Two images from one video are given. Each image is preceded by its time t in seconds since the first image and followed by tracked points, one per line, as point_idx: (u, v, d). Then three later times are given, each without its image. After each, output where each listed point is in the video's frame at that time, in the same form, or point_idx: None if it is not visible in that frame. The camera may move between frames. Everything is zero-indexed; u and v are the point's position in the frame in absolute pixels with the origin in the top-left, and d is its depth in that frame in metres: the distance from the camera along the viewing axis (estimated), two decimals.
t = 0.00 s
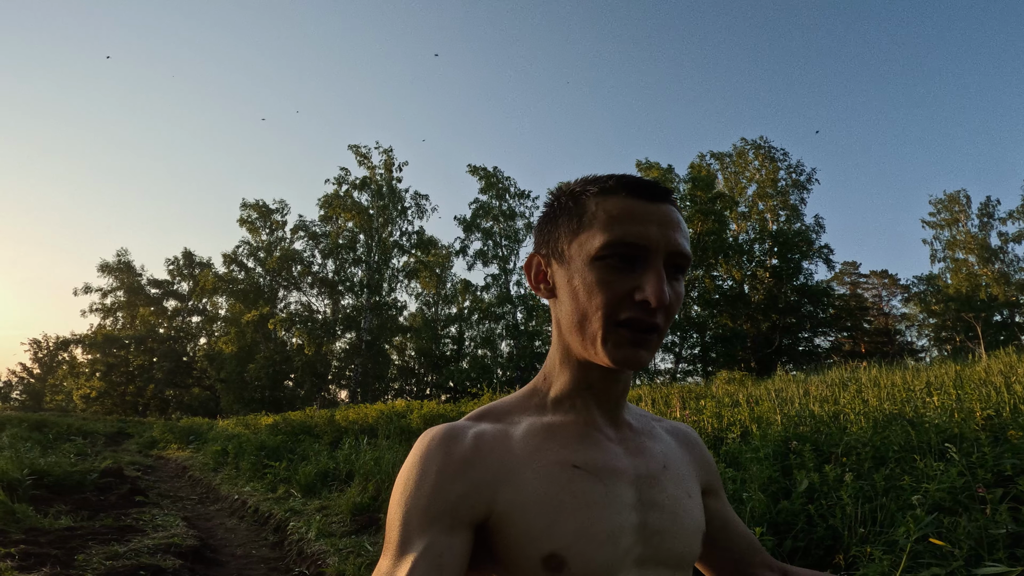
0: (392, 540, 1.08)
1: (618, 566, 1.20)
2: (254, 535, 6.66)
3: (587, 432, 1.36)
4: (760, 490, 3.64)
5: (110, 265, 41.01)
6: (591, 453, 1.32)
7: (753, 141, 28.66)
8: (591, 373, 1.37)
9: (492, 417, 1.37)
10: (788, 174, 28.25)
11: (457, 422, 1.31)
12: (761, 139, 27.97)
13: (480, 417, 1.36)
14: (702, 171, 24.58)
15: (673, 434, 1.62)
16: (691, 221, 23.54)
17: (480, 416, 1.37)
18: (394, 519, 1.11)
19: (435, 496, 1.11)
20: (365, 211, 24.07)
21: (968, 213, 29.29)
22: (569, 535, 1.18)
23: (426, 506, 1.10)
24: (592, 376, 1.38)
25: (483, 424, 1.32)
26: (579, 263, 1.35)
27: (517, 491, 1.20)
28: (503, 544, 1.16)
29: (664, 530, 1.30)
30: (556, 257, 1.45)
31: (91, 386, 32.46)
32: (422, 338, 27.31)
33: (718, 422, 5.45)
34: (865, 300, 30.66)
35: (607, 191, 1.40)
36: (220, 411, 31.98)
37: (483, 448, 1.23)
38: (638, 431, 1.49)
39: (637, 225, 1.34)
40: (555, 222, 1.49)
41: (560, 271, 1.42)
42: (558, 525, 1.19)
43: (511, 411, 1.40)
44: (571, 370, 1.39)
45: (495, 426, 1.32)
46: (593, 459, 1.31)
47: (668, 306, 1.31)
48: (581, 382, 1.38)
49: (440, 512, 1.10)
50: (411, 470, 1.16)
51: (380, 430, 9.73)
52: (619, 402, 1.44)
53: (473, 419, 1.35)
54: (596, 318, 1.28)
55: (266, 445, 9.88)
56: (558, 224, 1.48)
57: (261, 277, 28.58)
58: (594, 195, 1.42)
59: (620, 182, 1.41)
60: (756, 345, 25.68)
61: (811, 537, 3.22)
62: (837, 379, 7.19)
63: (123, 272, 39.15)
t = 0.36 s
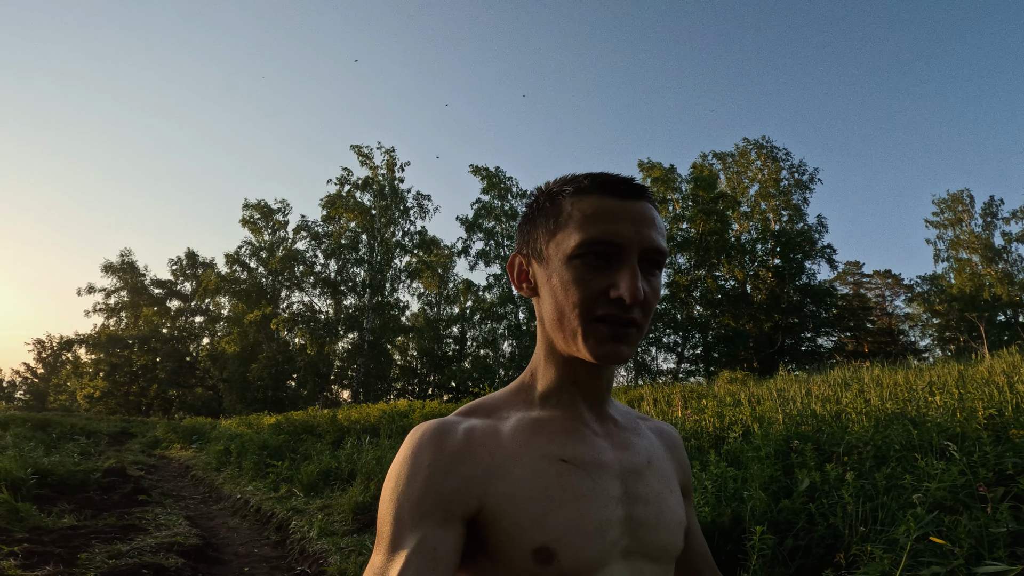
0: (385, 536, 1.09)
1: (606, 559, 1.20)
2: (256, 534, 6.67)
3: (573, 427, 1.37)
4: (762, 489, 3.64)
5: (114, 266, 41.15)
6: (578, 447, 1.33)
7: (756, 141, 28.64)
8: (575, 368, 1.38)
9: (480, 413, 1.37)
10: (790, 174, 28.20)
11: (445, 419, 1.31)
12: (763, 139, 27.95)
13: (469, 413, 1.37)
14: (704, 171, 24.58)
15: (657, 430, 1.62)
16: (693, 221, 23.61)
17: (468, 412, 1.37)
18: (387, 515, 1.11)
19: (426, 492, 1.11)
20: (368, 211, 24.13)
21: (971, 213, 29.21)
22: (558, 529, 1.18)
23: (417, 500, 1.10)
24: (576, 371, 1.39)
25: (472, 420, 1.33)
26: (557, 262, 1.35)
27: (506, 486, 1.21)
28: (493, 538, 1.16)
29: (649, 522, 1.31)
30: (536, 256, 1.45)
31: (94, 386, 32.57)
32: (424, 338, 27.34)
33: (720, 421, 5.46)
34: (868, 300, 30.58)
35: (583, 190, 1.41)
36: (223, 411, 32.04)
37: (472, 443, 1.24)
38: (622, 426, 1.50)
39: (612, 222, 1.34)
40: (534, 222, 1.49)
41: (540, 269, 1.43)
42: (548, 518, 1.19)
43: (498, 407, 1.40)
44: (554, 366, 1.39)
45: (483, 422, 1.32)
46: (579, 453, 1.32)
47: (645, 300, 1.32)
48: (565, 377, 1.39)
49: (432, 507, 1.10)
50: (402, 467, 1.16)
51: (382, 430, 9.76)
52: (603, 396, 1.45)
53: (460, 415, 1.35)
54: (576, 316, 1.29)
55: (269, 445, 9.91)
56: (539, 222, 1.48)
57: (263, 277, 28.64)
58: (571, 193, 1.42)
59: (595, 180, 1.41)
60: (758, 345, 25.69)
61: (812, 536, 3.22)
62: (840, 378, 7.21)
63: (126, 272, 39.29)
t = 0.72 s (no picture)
0: (366, 539, 1.07)
1: (588, 566, 1.18)
2: (256, 535, 6.65)
3: (558, 431, 1.35)
4: (761, 489, 3.62)
5: (115, 266, 41.16)
6: (562, 451, 1.31)
7: (757, 140, 28.56)
8: (561, 371, 1.37)
9: (465, 416, 1.35)
10: (791, 174, 28.13)
11: (430, 421, 1.29)
12: (764, 138, 27.87)
13: (454, 415, 1.35)
14: (705, 171, 24.53)
15: (644, 435, 1.61)
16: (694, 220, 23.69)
17: (453, 414, 1.35)
18: (369, 516, 1.09)
19: (410, 492, 1.10)
20: (368, 211, 24.13)
21: (973, 212, 29.15)
22: (540, 534, 1.17)
23: (399, 502, 1.09)
24: (560, 373, 1.37)
25: (457, 422, 1.31)
26: (542, 264, 1.34)
27: (490, 489, 1.19)
28: (476, 542, 1.14)
29: (633, 529, 1.29)
30: (524, 258, 1.44)
31: (96, 386, 32.58)
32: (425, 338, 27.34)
33: (722, 421, 5.44)
34: (870, 300, 30.51)
35: (571, 190, 1.40)
36: (224, 411, 32.04)
37: (458, 445, 1.22)
38: (608, 430, 1.48)
39: (597, 224, 1.33)
40: (522, 223, 1.49)
41: (527, 271, 1.42)
42: (532, 523, 1.17)
43: (483, 409, 1.38)
44: (539, 367, 1.38)
45: (468, 425, 1.31)
46: (564, 457, 1.30)
47: (628, 303, 1.30)
48: (549, 380, 1.38)
49: (414, 509, 1.09)
50: (385, 468, 1.14)
51: (382, 430, 9.75)
52: (588, 400, 1.44)
53: (445, 417, 1.34)
54: (559, 318, 1.28)
55: (269, 445, 9.91)
56: (526, 224, 1.47)
57: (264, 277, 28.62)
58: (560, 194, 1.41)
59: (583, 181, 1.40)
60: (759, 344, 25.62)
61: (812, 536, 3.21)
62: (841, 377, 7.20)
63: (128, 273, 39.30)
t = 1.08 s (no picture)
0: (373, 538, 1.07)
1: (594, 568, 1.18)
2: (257, 535, 6.65)
3: (563, 432, 1.35)
4: (764, 490, 3.61)
5: (116, 266, 41.15)
6: (568, 452, 1.31)
7: (757, 140, 28.51)
8: (562, 370, 1.37)
9: (472, 416, 1.35)
10: (792, 173, 28.06)
11: (437, 421, 1.29)
12: (765, 138, 27.83)
13: (461, 416, 1.35)
14: (706, 171, 24.51)
15: (653, 438, 1.60)
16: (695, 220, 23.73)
17: (461, 415, 1.35)
18: (375, 517, 1.09)
19: (415, 493, 1.09)
20: (369, 211, 24.12)
21: (974, 212, 29.09)
22: (546, 535, 1.16)
23: (405, 501, 1.08)
24: (563, 372, 1.37)
25: (464, 422, 1.31)
26: (536, 262, 1.35)
27: (496, 490, 1.19)
28: (482, 542, 1.14)
29: (639, 531, 1.28)
30: (524, 258, 1.45)
31: (97, 387, 32.58)
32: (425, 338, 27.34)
33: (723, 421, 5.44)
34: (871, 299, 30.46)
35: (563, 188, 1.40)
36: (225, 411, 32.03)
37: (464, 446, 1.22)
38: (616, 431, 1.48)
39: (586, 216, 1.32)
40: (523, 226, 1.50)
41: (527, 271, 1.43)
42: (538, 524, 1.17)
43: (490, 410, 1.38)
44: (542, 367, 1.38)
45: (475, 425, 1.30)
46: (568, 458, 1.29)
47: (617, 293, 1.28)
48: (552, 380, 1.37)
49: (420, 509, 1.09)
50: (391, 468, 1.14)
51: (383, 430, 9.76)
52: (593, 401, 1.43)
53: (452, 418, 1.33)
54: (553, 315, 1.28)
55: (270, 445, 9.92)
56: (525, 226, 1.49)
57: (265, 278, 28.62)
58: (553, 192, 1.42)
59: (574, 179, 1.41)
60: (760, 344, 25.56)
61: (815, 537, 3.21)
62: (842, 377, 7.18)
63: (129, 273, 39.30)
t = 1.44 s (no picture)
0: (371, 539, 1.06)
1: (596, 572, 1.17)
2: (257, 536, 6.66)
3: (569, 438, 1.34)
4: (764, 491, 3.60)
5: (117, 267, 41.16)
6: (572, 458, 1.30)
7: (758, 140, 28.48)
8: (570, 376, 1.36)
9: (476, 420, 1.34)
10: (792, 173, 28.03)
11: (440, 425, 1.29)
12: (765, 138, 27.80)
13: (465, 419, 1.34)
14: (706, 171, 24.49)
15: (660, 442, 1.59)
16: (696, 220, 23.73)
17: (464, 419, 1.34)
18: (375, 518, 1.09)
19: (415, 497, 1.09)
20: (369, 212, 24.12)
21: (974, 212, 29.06)
22: (547, 540, 1.15)
23: (405, 505, 1.08)
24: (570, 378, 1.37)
25: (467, 426, 1.30)
26: (548, 269, 1.35)
27: (497, 494, 1.18)
28: (482, 546, 1.14)
29: (642, 537, 1.27)
30: (534, 264, 1.45)
31: (98, 387, 32.59)
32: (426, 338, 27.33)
33: (723, 421, 5.43)
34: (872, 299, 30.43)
35: (578, 197, 1.39)
36: (226, 411, 32.05)
37: (466, 450, 1.21)
38: (621, 436, 1.47)
39: (602, 228, 1.32)
40: (535, 230, 1.50)
41: (537, 276, 1.43)
42: (538, 528, 1.16)
43: (495, 414, 1.37)
44: (549, 373, 1.37)
45: (478, 429, 1.30)
46: (573, 464, 1.29)
47: (629, 307, 1.27)
48: (558, 385, 1.37)
49: (420, 513, 1.08)
50: (392, 471, 1.14)
51: (383, 431, 9.77)
52: (600, 407, 1.43)
53: (456, 421, 1.33)
54: (561, 322, 1.28)
55: (271, 446, 9.93)
56: (538, 230, 1.48)
57: (265, 278, 28.63)
58: (568, 200, 1.41)
59: (591, 187, 1.40)
60: (761, 345, 25.50)
61: (815, 539, 3.20)
62: (843, 378, 7.17)
63: (129, 274, 39.31)
